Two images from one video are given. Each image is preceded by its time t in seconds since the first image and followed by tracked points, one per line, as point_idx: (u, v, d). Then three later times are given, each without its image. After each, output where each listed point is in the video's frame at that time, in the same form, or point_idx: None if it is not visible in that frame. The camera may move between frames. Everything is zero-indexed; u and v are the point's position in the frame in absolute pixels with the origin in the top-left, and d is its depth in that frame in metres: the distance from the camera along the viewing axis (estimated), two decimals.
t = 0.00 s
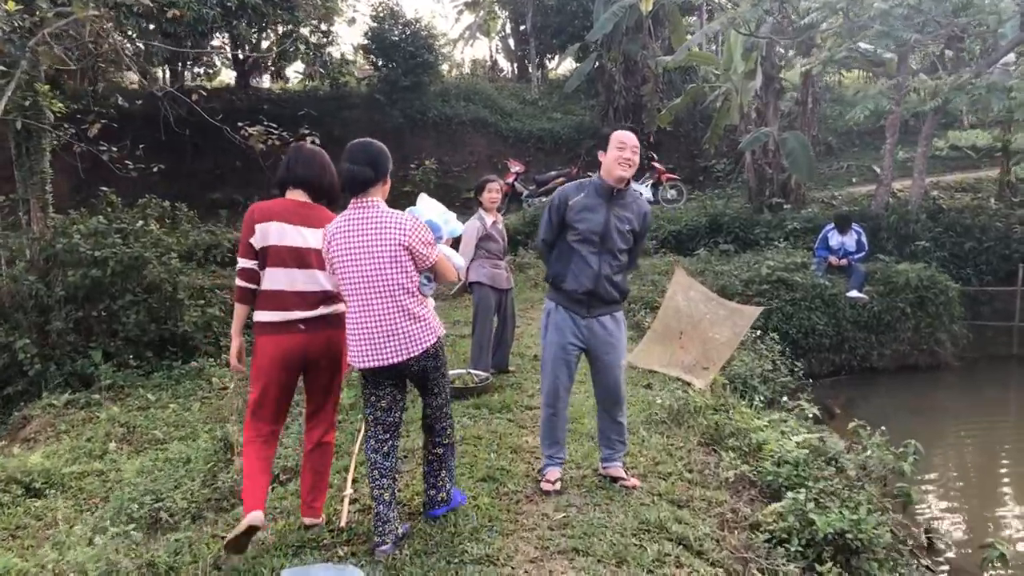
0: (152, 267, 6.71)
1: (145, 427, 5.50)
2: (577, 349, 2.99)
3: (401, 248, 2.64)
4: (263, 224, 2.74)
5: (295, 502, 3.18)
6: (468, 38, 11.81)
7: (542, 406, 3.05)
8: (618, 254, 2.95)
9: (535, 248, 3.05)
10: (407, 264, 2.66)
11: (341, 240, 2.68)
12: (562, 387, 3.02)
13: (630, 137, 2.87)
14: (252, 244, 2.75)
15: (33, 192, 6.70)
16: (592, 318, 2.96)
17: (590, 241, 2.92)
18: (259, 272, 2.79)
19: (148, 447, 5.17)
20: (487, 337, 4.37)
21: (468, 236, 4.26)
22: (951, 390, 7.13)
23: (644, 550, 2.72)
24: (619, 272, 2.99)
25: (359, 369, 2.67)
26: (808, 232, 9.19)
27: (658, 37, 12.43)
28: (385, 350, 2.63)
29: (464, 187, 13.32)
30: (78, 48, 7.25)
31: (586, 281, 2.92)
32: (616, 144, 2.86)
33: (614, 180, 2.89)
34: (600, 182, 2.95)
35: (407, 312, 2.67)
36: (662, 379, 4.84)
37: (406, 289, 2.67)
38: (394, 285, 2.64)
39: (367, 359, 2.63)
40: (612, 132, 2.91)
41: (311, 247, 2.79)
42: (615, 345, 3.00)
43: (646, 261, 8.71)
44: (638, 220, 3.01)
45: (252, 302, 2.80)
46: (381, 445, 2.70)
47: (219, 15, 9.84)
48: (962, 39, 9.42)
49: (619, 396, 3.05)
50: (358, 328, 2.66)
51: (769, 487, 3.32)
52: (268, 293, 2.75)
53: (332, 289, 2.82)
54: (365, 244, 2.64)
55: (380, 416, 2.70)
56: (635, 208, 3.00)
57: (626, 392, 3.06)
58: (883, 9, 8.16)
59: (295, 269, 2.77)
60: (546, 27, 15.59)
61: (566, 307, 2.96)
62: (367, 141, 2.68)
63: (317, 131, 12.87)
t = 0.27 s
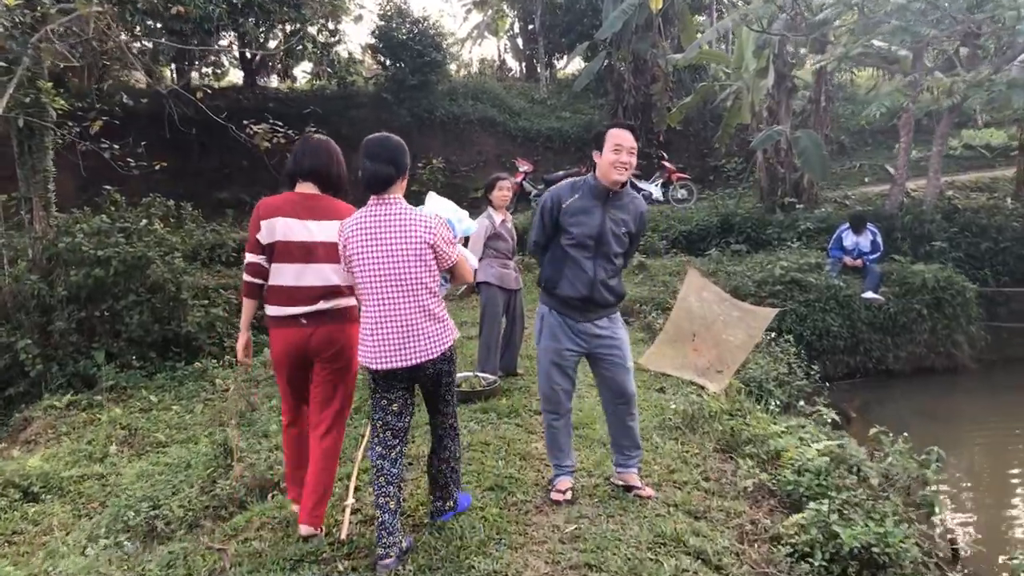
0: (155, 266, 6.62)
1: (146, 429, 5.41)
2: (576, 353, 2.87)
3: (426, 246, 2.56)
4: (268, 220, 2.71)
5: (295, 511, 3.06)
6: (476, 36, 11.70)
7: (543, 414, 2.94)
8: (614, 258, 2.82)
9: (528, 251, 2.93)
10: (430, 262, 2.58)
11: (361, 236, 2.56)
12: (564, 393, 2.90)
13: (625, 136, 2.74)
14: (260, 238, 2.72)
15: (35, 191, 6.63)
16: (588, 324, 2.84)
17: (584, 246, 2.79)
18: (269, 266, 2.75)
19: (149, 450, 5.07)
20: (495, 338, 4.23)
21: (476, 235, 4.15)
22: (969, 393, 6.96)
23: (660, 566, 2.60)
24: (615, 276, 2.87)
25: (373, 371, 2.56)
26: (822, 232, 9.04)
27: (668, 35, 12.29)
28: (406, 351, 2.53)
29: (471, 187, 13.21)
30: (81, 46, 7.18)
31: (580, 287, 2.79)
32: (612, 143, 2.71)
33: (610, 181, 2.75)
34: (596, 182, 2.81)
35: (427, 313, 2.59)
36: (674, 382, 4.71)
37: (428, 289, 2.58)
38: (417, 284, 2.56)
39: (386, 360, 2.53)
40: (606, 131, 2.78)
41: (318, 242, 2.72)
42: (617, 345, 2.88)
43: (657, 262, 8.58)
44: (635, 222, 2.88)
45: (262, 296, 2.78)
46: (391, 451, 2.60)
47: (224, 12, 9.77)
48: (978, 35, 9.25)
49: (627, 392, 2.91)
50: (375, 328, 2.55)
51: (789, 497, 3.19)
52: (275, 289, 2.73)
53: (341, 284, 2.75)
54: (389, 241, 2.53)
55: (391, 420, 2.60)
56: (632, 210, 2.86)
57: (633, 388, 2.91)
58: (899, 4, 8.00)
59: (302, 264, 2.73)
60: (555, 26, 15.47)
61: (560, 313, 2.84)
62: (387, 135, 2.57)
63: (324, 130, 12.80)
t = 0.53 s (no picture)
0: (155, 270, 6.53)
1: (145, 437, 5.29)
2: (593, 366, 2.73)
3: (454, 248, 2.57)
4: (274, 239, 2.72)
5: (292, 533, 2.92)
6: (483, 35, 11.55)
7: (556, 430, 2.78)
8: (631, 263, 2.73)
9: (537, 263, 2.78)
10: (457, 264, 2.59)
11: (389, 237, 2.55)
12: (580, 409, 2.75)
13: (633, 136, 2.61)
14: (269, 256, 2.73)
15: (34, 192, 6.51)
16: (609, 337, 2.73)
17: (600, 255, 2.67)
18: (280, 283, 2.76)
19: (148, 458, 4.96)
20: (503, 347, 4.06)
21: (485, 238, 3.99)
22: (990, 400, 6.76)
23: None
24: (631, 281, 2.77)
25: (402, 375, 2.52)
26: (836, 234, 8.85)
27: (678, 33, 12.11)
28: (436, 354, 2.52)
29: (479, 188, 13.07)
30: (82, 45, 7.07)
31: (602, 300, 2.68)
32: (621, 147, 2.58)
33: (622, 186, 2.63)
34: (605, 188, 2.68)
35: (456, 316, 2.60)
36: (688, 392, 4.54)
37: (455, 292, 2.59)
38: (446, 286, 2.56)
39: (416, 364, 2.50)
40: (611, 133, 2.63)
41: (325, 253, 2.71)
42: (634, 354, 2.77)
43: (667, 264, 8.42)
44: (646, 222, 2.78)
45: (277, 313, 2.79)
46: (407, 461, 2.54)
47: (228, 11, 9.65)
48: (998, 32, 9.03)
49: (645, 404, 2.77)
50: (404, 331, 2.53)
51: (814, 518, 3.02)
52: (288, 304, 2.73)
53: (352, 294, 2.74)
54: (419, 242, 2.53)
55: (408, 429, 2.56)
56: (642, 211, 2.76)
57: (653, 400, 2.77)
58: None
59: (313, 277, 2.72)
60: (563, 25, 15.32)
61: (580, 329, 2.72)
62: (414, 135, 2.58)
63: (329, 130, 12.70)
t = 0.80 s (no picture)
0: (158, 271, 6.44)
1: (147, 440, 5.21)
2: (617, 372, 2.62)
3: (476, 239, 2.61)
4: (291, 232, 2.83)
5: (292, 546, 2.83)
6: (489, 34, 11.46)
7: (577, 437, 2.69)
8: (660, 264, 2.62)
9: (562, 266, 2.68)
10: (479, 256, 2.63)
11: (412, 230, 2.56)
12: (600, 416, 2.65)
13: (659, 131, 2.53)
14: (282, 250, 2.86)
15: (36, 193, 6.45)
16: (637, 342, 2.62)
17: (628, 256, 2.57)
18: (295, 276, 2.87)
19: (149, 462, 4.88)
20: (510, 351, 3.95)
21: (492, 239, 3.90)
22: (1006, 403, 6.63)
23: None
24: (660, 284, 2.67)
25: (430, 368, 2.54)
26: (847, 234, 8.73)
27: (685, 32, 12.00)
28: (463, 345, 2.55)
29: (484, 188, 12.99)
30: (85, 44, 7.01)
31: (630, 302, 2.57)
32: (649, 141, 2.49)
33: (651, 183, 2.53)
34: (632, 185, 2.59)
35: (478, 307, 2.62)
36: (700, 396, 4.44)
37: (477, 283, 2.62)
38: (470, 278, 2.58)
39: (444, 355, 2.52)
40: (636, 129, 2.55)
41: (339, 249, 2.79)
42: (660, 360, 2.65)
43: (676, 265, 8.31)
44: (675, 221, 2.68)
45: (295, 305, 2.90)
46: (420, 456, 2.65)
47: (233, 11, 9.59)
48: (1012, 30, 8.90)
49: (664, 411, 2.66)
50: (429, 323, 2.55)
51: (834, 530, 2.93)
52: (303, 296, 2.82)
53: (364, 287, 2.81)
54: (442, 235, 2.56)
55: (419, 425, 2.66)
56: (670, 210, 2.66)
57: (670, 408, 2.68)
58: None
59: (325, 270, 2.81)
60: (570, 24, 15.23)
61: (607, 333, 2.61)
62: (434, 131, 2.61)
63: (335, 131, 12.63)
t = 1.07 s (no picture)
0: (154, 269, 6.35)
1: (143, 442, 5.09)
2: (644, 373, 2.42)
3: (479, 224, 2.48)
4: (319, 225, 2.72)
5: (284, 555, 2.71)
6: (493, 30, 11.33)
7: (599, 443, 2.49)
8: (694, 255, 2.41)
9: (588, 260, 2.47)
10: (482, 241, 2.49)
11: (412, 214, 2.45)
12: (625, 420, 2.44)
13: (691, 111, 2.32)
14: (311, 245, 2.74)
15: (32, 190, 6.34)
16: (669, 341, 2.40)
17: (659, 247, 2.36)
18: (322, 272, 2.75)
19: (144, 464, 4.77)
20: (516, 349, 3.81)
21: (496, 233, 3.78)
22: None
23: None
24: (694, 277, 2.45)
25: (428, 355, 2.45)
26: (857, 232, 8.58)
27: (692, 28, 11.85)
28: (462, 334, 2.43)
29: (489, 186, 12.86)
30: (83, 38, 6.91)
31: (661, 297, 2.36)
32: (678, 123, 2.29)
33: (682, 168, 2.33)
34: (661, 171, 2.37)
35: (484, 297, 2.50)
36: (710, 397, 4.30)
37: (480, 269, 2.49)
38: (472, 264, 2.45)
39: (442, 344, 2.42)
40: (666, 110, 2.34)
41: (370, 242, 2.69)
42: (691, 360, 2.44)
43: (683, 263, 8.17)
44: (709, 210, 2.47)
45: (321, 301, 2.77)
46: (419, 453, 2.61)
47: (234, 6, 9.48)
48: None
49: (693, 412, 2.46)
50: (429, 310, 2.45)
51: (855, 539, 2.79)
52: (331, 290, 2.70)
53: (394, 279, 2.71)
54: (445, 220, 2.43)
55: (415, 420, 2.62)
56: (704, 197, 2.45)
57: (700, 409, 2.47)
58: None
59: (354, 263, 2.70)
60: (575, 20, 15.09)
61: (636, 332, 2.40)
62: (438, 113, 2.46)
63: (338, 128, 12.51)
